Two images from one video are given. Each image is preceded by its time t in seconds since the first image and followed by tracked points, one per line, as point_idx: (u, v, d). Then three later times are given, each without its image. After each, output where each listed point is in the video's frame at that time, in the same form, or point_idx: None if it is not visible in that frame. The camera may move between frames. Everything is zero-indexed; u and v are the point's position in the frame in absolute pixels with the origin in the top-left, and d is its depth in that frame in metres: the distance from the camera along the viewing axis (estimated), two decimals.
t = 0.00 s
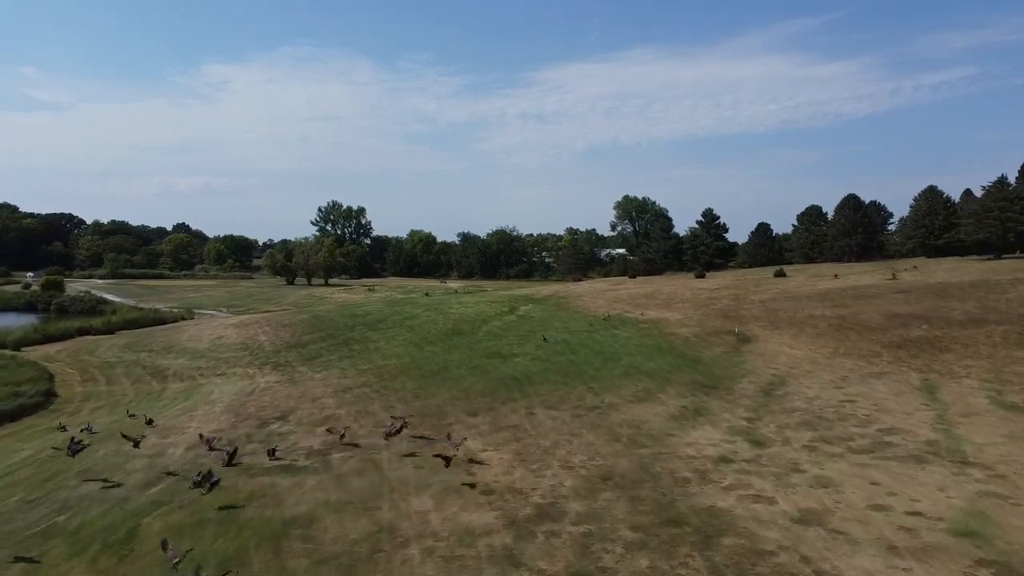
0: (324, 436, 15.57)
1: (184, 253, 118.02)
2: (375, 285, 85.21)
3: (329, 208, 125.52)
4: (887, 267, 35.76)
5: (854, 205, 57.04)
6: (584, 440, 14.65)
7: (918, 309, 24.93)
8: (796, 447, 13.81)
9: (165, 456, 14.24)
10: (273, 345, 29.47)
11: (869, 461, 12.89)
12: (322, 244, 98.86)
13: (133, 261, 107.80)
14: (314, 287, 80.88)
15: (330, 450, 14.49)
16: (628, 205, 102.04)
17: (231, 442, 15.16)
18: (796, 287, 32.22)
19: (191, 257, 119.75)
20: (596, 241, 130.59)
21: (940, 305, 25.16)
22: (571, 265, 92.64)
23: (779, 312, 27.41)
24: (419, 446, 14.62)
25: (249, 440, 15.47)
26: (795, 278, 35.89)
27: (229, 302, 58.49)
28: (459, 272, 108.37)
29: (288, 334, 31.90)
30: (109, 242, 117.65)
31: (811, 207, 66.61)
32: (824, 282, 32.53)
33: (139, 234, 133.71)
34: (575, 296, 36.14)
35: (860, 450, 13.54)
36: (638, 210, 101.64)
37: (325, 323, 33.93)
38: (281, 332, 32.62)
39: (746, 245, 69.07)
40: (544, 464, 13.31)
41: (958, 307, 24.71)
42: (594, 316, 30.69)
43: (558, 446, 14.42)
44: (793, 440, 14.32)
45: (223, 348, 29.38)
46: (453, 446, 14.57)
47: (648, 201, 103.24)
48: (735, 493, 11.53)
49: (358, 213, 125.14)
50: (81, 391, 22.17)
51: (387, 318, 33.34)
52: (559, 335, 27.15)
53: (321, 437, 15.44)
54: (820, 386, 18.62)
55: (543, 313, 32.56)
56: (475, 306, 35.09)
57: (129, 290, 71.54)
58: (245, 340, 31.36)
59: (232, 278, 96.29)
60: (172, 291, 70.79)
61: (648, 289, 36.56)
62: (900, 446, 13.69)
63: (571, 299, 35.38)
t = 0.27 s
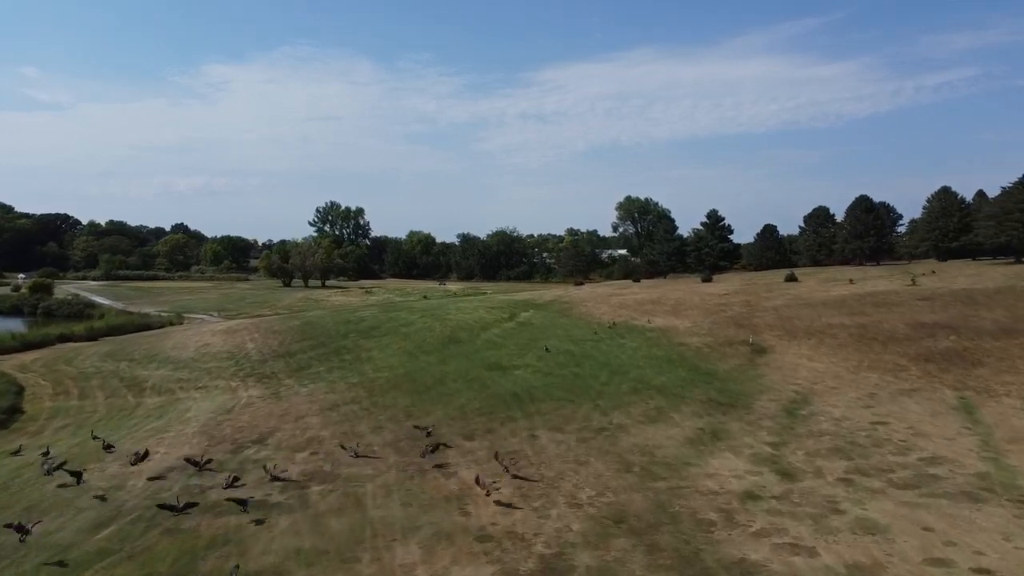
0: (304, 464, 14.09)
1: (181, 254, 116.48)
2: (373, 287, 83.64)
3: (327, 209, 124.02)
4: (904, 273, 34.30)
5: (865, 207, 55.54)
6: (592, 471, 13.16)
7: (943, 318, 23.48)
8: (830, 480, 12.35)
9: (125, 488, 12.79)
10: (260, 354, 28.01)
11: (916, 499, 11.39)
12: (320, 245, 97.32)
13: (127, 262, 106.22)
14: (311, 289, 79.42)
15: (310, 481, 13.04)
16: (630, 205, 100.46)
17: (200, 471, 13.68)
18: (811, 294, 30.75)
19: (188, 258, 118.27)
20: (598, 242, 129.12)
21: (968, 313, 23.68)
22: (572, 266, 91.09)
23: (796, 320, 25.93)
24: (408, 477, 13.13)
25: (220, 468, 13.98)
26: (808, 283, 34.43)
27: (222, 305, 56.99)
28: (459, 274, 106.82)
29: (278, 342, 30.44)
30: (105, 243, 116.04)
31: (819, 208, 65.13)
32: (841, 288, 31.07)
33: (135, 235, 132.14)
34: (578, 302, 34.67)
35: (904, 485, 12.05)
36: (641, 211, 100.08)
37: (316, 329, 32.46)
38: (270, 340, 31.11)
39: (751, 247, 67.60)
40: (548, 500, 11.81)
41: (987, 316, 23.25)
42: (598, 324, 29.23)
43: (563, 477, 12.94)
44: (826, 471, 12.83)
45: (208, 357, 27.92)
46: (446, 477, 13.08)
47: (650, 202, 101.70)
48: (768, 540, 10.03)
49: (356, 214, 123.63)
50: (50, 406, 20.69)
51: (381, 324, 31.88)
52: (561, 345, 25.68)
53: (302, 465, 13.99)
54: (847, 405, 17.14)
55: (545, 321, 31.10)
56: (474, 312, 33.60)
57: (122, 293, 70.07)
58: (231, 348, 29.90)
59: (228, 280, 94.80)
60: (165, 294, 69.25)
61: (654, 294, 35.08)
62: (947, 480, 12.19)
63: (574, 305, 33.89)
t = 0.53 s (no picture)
0: (282, 512, 12.63)
1: (177, 257, 114.93)
2: (371, 291, 82.14)
3: (325, 210, 122.51)
4: (922, 283, 32.87)
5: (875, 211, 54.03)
6: (605, 523, 11.72)
7: (973, 336, 22.05)
8: (875, 537, 10.89)
9: (76, 545, 11.35)
10: (247, 370, 26.55)
11: (979, 565, 9.94)
12: (317, 248, 95.78)
13: (122, 265, 104.65)
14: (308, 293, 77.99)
15: (283, 537, 11.52)
16: (633, 208, 98.82)
17: (165, 522, 12.24)
18: (827, 306, 29.31)
19: (184, 260, 116.84)
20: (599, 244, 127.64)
21: (999, 331, 22.25)
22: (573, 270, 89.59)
23: (814, 336, 24.48)
24: (397, 530, 11.67)
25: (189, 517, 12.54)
26: (822, 293, 32.99)
27: (215, 312, 55.52)
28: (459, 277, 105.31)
29: (266, 356, 28.96)
30: (100, 245, 114.45)
31: (826, 211, 63.68)
32: (858, 300, 29.64)
33: (131, 237, 130.59)
34: (581, 313, 33.24)
35: (960, 544, 10.61)
36: (643, 213, 98.52)
37: (308, 342, 31.00)
38: (258, 354, 29.62)
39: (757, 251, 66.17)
40: (555, 564, 10.36)
41: (1021, 333, 21.81)
42: (604, 339, 27.77)
43: (572, 531, 11.49)
44: (869, 525, 11.39)
45: (191, 374, 26.44)
46: (439, 530, 11.62)
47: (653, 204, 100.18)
48: None
49: (355, 215, 122.14)
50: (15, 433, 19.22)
51: (375, 337, 30.38)
52: (565, 363, 24.24)
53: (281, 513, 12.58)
54: (880, 438, 15.70)
55: (548, 334, 29.65)
56: (473, 324, 32.13)
57: (114, 297, 68.64)
58: (217, 363, 28.43)
59: (223, 283, 93.35)
60: (158, 299, 67.72)
61: (661, 305, 33.65)
62: (1008, 537, 10.76)
63: (578, 317, 32.45)
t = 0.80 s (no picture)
0: None
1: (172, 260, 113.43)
2: (369, 297, 80.68)
3: (323, 213, 121.04)
4: (942, 297, 31.46)
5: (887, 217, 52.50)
6: None
7: (1007, 360, 20.64)
8: None
9: None
10: (233, 392, 25.18)
11: None
12: (314, 252, 94.31)
13: (117, 269, 103.15)
14: (304, 299, 76.63)
15: None
16: (635, 211, 97.24)
17: None
18: (844, 322, 27.86)
19: (180, 264, 115.44)
20: (600, 247, 126.14)
21: None
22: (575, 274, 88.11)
23: (834, 358, 23.04)
24: None
25: None
26: (837, 307, 31.54)
27: (208, 320, 54.15)
28: (458, 281, 103.84)
29: (255, 375, 27.58)
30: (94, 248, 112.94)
31: (834, 216, 62.24)
32: (877, 316, 28.20)
33: (127, 240, 129.06)
34: (585, 328, 31.85)
35: None
36: (645, 217, 96.95)
37: (299, 359, 29.60)
38: (246, 372, 28.19)
39: (763, 257, 64.76)
40: None
41: None
42: (610, 358, 26.38)
43: None
44: None
45: (174, 396, 25.02)
46: None
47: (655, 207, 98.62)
48: None
49: (353, 218, 120.69)
50: None
51: (370, 354, 28.98)
52: (570, 386, 22.85)
53: None
54: (919, 484, 14.29)
55: (550, 351, 28.25)
56: (472, 339, 30.69)
57: (106, 305, 67.27)
58: (203, 382, 27.05)
59: (219, 288, 91.99)
60: (150, 306, 66.26)
61: (669, 319, 32.25)
62: None
63: (582, 332, 31.05)
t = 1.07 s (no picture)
0: None
1: (168, 265, 112.00)
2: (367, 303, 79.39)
3: (320, 216, 119.70)
4: (964, 313, 30.07)
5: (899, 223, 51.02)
6: None
7: None
8: None
9: None
10: (217, 417, 23.78)
11: None
12: (311, 257, 92.88)
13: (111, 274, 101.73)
14: (301, 305, 75.30)
15: None
16: (637, 214, 95.80)
17: None
18: (864, 340, 26.44)
19: (176, 268, 114.10)
20: (601, 250, 124.71)
21: None
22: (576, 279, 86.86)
23: (857, 383, 21.62)
24: None
25: None
26: (855, 323, 30.12)
27: (200, 330, 52.75)
28: (458, 285, 102.58)
29: (242, 397, 26.21)
30: (89, 252, 111.44)
31: (842, 222, 60.84)
32: (898, 334, 26.78)
33: (122, 244, 127.68)
34: (590, 345, 30.44)
35: None
36: (647, 220, 95.43)
37: (289, 379, 28.20)
38: (233, 394, 26.77)
39: (769, 264, 63.29)
40: None
41: None
42: (617, 380, 24.97)
43: None
44: None
45: (155, 422, 23.60)
46: None
47: (658, 210, 97.11)
48: None
49: (351, 221, 119.35)
50: None
51: (363, 374, 27.57)
52: (575, 413, 21.43)
53: None
54: (967, 541, 12.91)
55: (554, 371, 26.85)
56: (471, 357, 29.27)
57: (98, 313, 65.87)
58: (187, 406, 25.66)
59: (215, 293, 90.61)
60: (143, 314, 64.87)
61: (677, 335, 30.84)
62: None
63: (586, 349, 29.64)
